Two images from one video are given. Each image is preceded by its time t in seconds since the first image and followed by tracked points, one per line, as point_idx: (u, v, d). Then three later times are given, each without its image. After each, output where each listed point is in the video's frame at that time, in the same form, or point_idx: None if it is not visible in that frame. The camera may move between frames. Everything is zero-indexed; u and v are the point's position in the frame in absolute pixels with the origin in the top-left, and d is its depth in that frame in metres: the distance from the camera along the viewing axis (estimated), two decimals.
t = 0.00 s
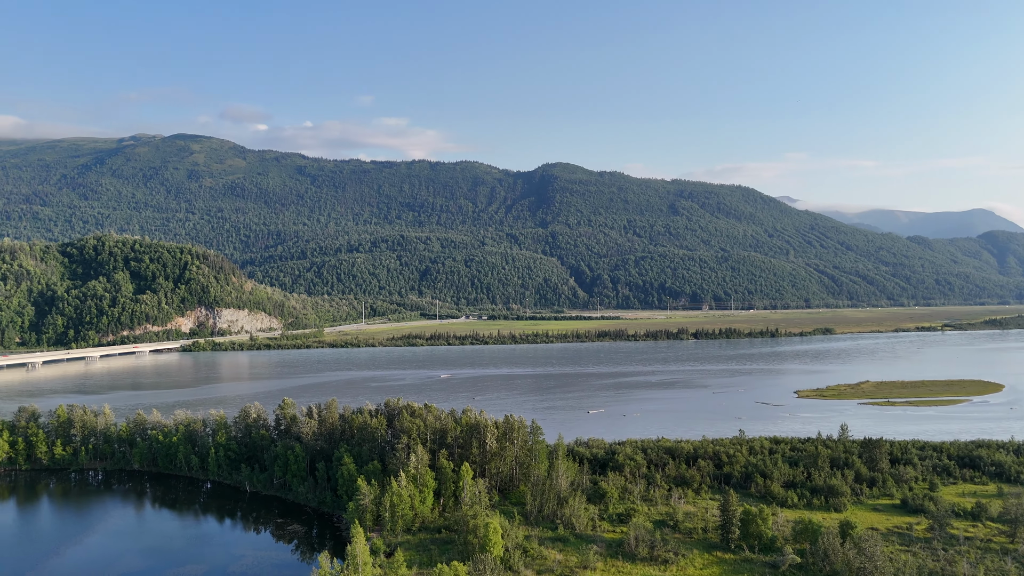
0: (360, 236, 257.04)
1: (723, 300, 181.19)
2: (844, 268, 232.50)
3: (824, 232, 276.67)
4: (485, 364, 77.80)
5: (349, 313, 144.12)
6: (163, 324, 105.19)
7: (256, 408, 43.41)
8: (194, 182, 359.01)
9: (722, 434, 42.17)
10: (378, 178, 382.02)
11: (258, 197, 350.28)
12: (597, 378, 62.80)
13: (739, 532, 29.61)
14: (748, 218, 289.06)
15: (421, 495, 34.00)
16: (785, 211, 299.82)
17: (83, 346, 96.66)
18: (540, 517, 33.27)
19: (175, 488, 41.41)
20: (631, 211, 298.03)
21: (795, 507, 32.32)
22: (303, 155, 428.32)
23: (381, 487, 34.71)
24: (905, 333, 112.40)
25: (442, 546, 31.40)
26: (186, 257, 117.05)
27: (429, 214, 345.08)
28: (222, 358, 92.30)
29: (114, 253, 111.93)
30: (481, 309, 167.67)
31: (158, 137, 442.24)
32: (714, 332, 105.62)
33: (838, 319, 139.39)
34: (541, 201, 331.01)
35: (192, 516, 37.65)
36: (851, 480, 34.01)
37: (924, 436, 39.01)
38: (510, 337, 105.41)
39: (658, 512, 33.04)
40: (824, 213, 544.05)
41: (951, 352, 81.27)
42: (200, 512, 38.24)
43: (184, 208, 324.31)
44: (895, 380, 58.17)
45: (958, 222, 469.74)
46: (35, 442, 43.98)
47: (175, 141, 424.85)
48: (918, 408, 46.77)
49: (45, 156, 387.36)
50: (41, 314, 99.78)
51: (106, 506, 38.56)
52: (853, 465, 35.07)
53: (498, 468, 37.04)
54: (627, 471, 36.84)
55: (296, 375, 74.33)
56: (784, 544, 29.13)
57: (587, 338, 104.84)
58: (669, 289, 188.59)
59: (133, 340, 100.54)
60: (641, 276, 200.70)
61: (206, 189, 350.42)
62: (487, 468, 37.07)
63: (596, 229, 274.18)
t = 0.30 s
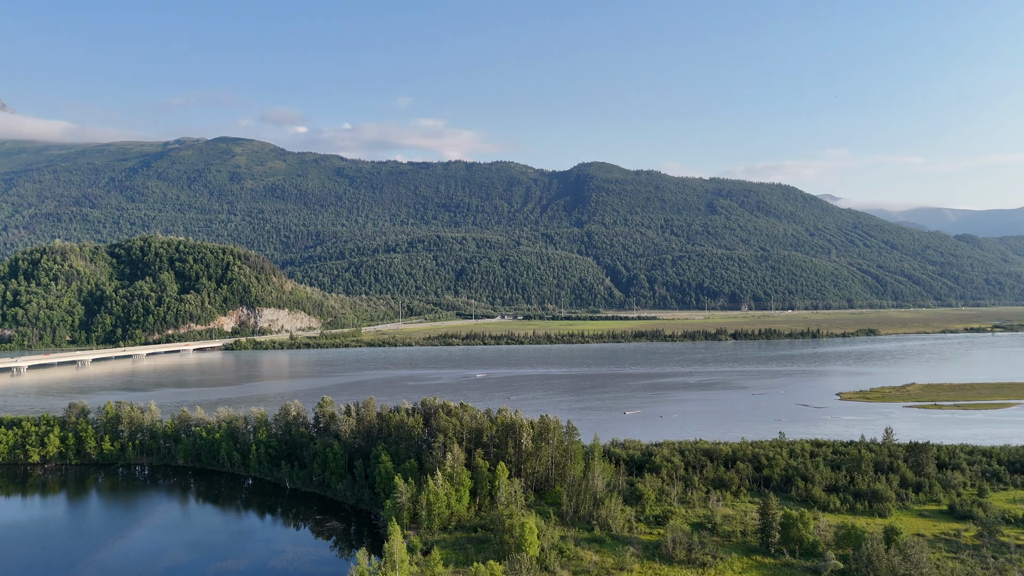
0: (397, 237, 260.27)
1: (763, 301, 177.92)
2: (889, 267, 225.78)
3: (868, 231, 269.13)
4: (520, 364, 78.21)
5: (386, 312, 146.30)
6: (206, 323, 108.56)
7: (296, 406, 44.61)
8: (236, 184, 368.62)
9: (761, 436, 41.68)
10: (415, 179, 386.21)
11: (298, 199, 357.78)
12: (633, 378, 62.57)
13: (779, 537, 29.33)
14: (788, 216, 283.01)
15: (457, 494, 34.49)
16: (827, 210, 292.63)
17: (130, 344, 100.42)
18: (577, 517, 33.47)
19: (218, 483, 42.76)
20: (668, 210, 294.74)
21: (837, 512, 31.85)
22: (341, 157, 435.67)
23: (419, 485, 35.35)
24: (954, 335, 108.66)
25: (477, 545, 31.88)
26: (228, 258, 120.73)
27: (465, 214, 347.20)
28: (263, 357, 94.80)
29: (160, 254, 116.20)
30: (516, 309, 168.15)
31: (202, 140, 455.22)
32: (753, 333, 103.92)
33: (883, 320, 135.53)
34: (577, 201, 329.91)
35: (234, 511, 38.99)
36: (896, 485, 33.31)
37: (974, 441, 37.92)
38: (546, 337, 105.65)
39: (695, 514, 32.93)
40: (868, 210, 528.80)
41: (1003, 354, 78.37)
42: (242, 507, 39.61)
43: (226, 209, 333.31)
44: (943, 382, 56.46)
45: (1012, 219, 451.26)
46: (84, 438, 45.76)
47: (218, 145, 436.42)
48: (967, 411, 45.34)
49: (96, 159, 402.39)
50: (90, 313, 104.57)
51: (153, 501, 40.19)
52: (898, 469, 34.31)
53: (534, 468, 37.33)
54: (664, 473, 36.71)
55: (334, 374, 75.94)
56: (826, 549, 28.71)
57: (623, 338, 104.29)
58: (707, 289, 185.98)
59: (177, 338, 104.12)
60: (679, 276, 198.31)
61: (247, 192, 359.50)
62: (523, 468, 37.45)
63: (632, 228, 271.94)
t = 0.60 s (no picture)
0: (432, 237, 262.69)
1: (804, 301, 174.20)
2: (938, 267, 218.48)
3: (915, 229, 260.98)
4: (555, 364, 78.46)
5: (423, 312, 148.10)
6: (247, 322, 111.80)
7: (334, 404, 45.69)
8: (277, 187, 377.38)
9: (802, 439, 41.08)
10: (451, 181, 389.39)
11: (336, 201, 364.33)
12: (670, 380, 62.17)
13: (820, 542, 29.01)
14: (831, 215, 276.28)
15: (493, 493, 34.95)
16: (871, 208, 284.73)
17: (175, 342, 104.02)
18: (613, 518, 33.67)
19: (260, 479, 44.09)
20: (705, 209, 290.73)
21: (881, 517, 31.36)
22: (379, 159, 441.76)
23: (456, 484, 35.97)
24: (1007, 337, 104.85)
25: (512, 545, 32.31)
26: (270, 259, 123.88)
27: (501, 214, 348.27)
28: (302, 356, 96.98)
29: (204, 256, 119.94)
30: (552, 309, 168.34)
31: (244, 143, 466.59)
32: (794, 334, 102.09)
33: (931, 321, 131.43)
34: (613, 200, 327.91)
35: (274, 508, 40.09)
36: (943, 490, 32.58)
37: None
38: (581, 337, 105.62)
39: (734, 517, 32.79)
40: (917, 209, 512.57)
41: None
42: (282, 504, 40.69)
43: (267, 211, 341.07)
44: (993, 385, 54.71)
45: None
46: (131, 434, 47.11)
47: (259, 147, 446.81)
48: (1018, 416, 43.97)
49: (143, 163, 416.20)
50: (137, 313, 108.52)
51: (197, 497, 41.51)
52: (945, 475, 33.59)
53: (570, 468, 37.58)
54: (701, 476, 36.57)
55: (370, 373, 77.37)
56: (869, 555, 28.31)
57: (659, 339, 103.61)
58: (746, 289, 182.95)
59: (218, 337, 107.37)
60: (717, 276, 195.46)
61: (288, 195, 367.58)
62: (559, 468, 37.79)
63: (669, 227, 269.07)
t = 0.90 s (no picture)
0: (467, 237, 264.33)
1: (847, 301, 170.03)
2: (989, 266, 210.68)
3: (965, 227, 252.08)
4: (590, 364, 78.54)
5: (458, 312, 149.48)
6: (286, 322, 114.78)
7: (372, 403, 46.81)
8: (316, 189, 385.03)
9: (844, 442, 40.50)
10: (486, 181, 391.51)
11: (374, 202, 369.54)
12: (706, 381, 61.74)
13: (863, 547, 28.71)
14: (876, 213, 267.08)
15: (530, 492, 35.41)
16: (918, 206, 276.14)
17: (218, 340, 107.62)
18: (650, 520, 33.76)
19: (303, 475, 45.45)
20: (744, 208, 285.98)
21: (926, 523, 30.95)
22: (415, 161, 446.79)
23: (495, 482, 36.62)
24: None
25: (549, 544, 32.80)
26: (309, 264, 127.09)
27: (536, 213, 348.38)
28: (340, 356, 98.93)
29: (247, 264, 123.78)
30: (587, 309, 167.98)
31: (284, 145, 476.61)
32: (835, 335, 100.00)
33: (981, 323, 127.02)
34: (649, 200, 325.12)
35: (312, 504, 41.47)
36: (992, 497, 31.99)
37: None
38: (617, 337, 105.31)
39: (774, 520, 32.60)
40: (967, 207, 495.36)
41: None
42: (323, 500, 42.00)
43: (306, 212, 347.38)
44: None
45: None
46: (176, 430, 47.43)
47: (299, 149, 456.01)
48: None
49: (187, 166, 428.29)
50: (180, 312, 111.53)
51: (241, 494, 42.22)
52: (994, 481, 32.96)
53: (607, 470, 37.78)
54: (741, 479, 36.29)
55: (408, 372, 78.76)
56: (914, 561, 27.98)
57: (696, 339, 102.65)
58: (786, 290, 179.52)
59: (260, 336, 111.06)
60: (756, 276, 192.17)
61: (326, 198, 374.43)
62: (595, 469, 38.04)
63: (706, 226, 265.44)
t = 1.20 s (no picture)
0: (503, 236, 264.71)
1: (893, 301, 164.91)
2: None
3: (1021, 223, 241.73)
4: (626, 365, 78.10)
5: (493, 312, 150.01)
6: (325, 322, 116.26)
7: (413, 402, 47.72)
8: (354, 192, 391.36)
9: (888, 446, 39.72)
10: (522, 182, 392.21)
11: (411, 204, 373.71)
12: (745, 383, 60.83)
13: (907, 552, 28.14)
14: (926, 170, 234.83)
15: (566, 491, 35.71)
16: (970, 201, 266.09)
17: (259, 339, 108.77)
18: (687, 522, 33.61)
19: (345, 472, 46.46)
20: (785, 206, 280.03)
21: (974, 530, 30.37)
22: (451, 162, 450.17)
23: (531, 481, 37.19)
24: None
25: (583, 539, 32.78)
26: (348, 270, 129.91)
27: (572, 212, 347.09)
28: (379, 355, 100.53)
29: (287, 269, 126.92)
30: (623, 309, 166.73)
31: (324, 148, 485.32)
32: (880, 335, 97.41)
33: None
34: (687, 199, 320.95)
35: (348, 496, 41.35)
36: None
37: None
38: (653, 337, 104.44)
39: (814, 525, 32.20)
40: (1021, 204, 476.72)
41: None
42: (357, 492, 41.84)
43: (345, 212, 352.47)
44: None
45: None
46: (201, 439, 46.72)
47: (338, 152, 463.85)
48: None
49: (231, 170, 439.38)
50: (223, 309, 111.13)
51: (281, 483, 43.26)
52: None
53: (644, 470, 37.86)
54: (781, 482, 36.01)
55: (444, 371, 79.58)
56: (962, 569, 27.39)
57: (735, 340, 101.16)
58: (828, 288, 175.24)
59: (300, 335, 111.01)
60: (797, 275, 188.04)
61: (364, 200, 379.79)
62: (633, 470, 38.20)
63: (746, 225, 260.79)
